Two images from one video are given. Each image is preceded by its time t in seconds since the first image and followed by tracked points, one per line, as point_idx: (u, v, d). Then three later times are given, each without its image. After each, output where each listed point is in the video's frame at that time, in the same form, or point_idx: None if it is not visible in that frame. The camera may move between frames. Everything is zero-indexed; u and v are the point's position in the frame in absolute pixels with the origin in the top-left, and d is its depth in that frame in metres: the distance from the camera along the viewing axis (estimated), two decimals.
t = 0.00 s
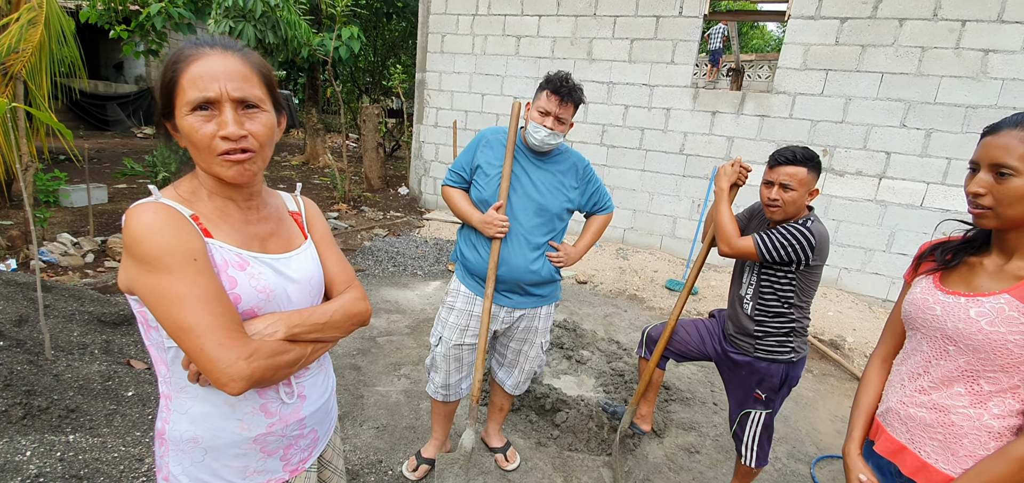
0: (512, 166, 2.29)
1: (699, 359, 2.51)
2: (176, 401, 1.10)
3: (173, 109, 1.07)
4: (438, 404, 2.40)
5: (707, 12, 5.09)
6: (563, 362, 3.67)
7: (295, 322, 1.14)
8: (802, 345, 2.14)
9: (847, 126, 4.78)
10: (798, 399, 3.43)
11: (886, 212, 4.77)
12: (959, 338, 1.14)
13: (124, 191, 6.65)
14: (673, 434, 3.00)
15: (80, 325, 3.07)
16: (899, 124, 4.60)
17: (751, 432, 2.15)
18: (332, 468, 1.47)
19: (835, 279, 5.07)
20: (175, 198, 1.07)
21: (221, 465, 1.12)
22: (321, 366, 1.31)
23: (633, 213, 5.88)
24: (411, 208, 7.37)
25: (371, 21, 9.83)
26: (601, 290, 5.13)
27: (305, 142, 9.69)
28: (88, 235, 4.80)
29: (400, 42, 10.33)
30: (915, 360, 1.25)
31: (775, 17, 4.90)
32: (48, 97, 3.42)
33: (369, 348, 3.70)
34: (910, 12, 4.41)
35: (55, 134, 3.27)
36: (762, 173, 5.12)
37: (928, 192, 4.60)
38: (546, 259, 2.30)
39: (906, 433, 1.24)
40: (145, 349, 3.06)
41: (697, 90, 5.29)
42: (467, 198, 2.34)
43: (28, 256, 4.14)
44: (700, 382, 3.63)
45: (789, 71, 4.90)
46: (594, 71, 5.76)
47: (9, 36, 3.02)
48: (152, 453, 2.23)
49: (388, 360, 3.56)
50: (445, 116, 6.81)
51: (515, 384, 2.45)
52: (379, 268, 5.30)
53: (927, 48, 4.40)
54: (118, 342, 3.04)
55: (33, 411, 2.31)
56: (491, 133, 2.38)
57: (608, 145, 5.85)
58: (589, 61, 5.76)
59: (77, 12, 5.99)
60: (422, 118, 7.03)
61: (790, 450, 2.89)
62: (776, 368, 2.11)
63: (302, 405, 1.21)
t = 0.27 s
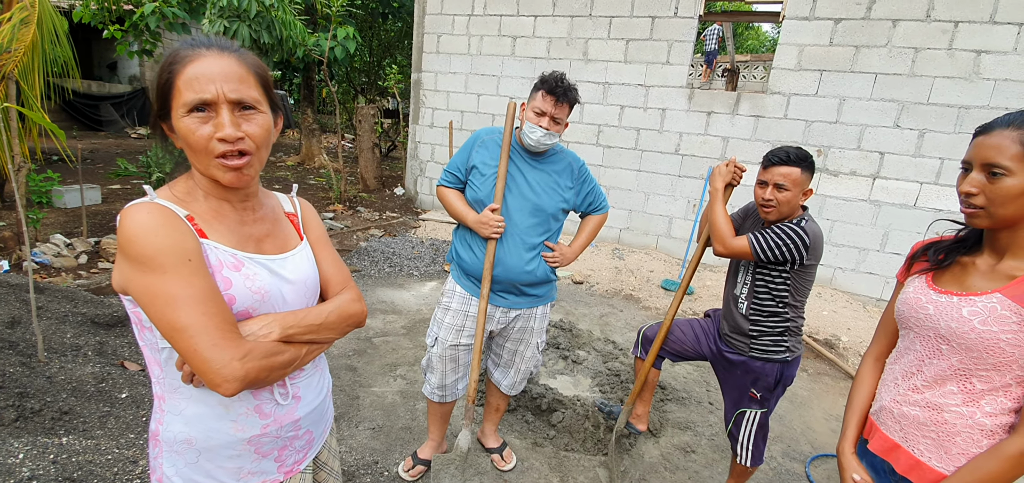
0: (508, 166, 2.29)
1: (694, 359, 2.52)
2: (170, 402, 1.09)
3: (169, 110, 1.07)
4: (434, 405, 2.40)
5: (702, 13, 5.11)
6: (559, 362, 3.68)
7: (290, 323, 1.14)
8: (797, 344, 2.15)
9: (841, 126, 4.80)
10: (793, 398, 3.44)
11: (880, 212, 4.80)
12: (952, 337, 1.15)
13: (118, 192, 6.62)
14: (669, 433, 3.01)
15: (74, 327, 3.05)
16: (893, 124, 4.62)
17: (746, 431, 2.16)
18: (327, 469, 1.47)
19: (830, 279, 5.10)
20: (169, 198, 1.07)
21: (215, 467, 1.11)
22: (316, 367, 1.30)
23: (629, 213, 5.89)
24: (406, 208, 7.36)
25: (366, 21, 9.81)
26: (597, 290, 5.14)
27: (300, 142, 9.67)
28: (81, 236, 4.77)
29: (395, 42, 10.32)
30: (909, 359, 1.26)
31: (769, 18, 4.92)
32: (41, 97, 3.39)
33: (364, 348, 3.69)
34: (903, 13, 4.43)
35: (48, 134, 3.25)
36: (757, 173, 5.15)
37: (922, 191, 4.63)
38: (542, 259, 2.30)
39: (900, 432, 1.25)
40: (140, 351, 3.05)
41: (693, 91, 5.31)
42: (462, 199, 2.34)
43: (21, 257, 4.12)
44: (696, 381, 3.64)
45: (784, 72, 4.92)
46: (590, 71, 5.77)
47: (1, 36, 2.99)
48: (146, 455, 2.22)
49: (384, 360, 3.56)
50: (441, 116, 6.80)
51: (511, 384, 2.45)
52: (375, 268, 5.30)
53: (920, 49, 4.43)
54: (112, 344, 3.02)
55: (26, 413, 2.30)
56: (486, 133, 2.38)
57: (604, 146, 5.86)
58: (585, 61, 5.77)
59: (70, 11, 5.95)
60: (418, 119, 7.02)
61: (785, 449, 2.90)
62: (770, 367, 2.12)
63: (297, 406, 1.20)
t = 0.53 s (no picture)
0: (506, 166, 2.29)
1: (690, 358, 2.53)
2: (165, 399, 1.09)
3: (180, 114, 1.05)
4: (431, 404, 2.40)
5: (698, 13, 5.13)
6: (555, 362, 3.69)
7: (287, 321, 1.14)
8: (792, 343, 2.17)
9: (836, 126, 4.83)
10: (788, 396, 3.46)
11: (875, 211, 4.83)
12: (943, 333, 1.16)
13: (113, 192, 6.59)
14: (665, 432, 3.02)
15: (68, 327, 3.04)
16: (887, 124, 4.65)
17: (741, 429, 2.18)
18: (324, 467, 1.46)
19: (825, 278, 5.13)
20: (170, 196, 1.07)
21: (210, 464, 1.11)
22: (313, 365, 1.30)
23: (625, 212, 5.90)
24: (403, 208, 7.36)
25: (362, 21, 9.80)
26: (593, 290, 5.15)
27: (296, 142, 9.64)
28: (75, 236, 4.75)
29: (392, 41, 10.31)
30: (902, 356, 1.27)
31: (764, 18, 4.94)
32: (34, 96, 3.38)
33: (361, 348, 3.69)
34: (897, 14, 4.46)
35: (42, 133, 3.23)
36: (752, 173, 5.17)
37: (915, 191, 4.66)
38: (538, 258, 2.31)
39: (893, 427, 1.26)
40: (135, 351, 3.03)
41: (689, 91, 5.33)
42: (458, 198, 2.34)
43: (14, 257, 4.09)
44: (692, 380, 3.65)
45: (779, 72, 4.95)
46: (586, 71, 5.78)
47: None
48: (142, 455, 2.22)
49: (380, 360, 3.56)
50: (437, 116, 6.80)
51: (507, 383, 2.46)
52: (372, 268, 5.29)
53: (913, 50, 4.46)
54: (107, 344, 3.01)
55: (20, 413, 2.29)
56: (483, 133, 2.38)
57: (600, 146, 5.87)
58: (581, 61, 5.78)
59: (64, 10, 5.92)
60: (414, 118, 7.02)
61: (780, 447, 2.92)
62: (766, 366, 2.13)
63: (293, 404, 1.20)
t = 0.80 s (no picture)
0: (504, 165, 2.30)
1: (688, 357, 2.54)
2: (166, 398, 1.09)
3: (167, 112, 1.07)
4: (430, 404, 2.41)
5: (696, 14, 5.14)
6: (554, 361, 3.69)
7: (289, 319, 1.14)
8: (789, 342, 2.18)
9: (834, 126, 4.84)
10: (786, 396, 3.47)
11: (872, 211, 4.84)
12: (939, 331, 1.17)
13: (111, 192, 6.59)
14: (663, 431, 3.03)
15: (66, 327, 3.03)
16: (884, 125, 4.67)
17: (739, 428, 2.19)
18: (323, 465, 1.47)
19: (822, 278, 5.14)
20: (169, 195, 1.07)
21: (212, 462, 1.11)
22: (312, 363, 1.30)
23: (624, 212, 5.91)
24: (402, 208, 7.36)
25: (361, 21, 9.79)
26: (592, 290, 5.15)
27: (295, 142, 9.64)
28: (74, 236, 4.74)
29: (390, 42, 10.31)
30: (897, 354, 1.28)
31: (762, 19, 4.95)
32: (32, 95, 3.37)
33: (360, 348, 3.69)
34: (895, 14, 4.47)
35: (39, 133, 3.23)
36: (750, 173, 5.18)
37: (912, 191, 4.68)
38: (536, 258, 2.32)
39: (889, 425, 1.27)
40: (133, 351, 3.03)
41: (687, 91, 5.34)
42: (456, 197, 2.35)
43: (12, 257, 4.09)
44: (690, 380, 3.66)
45: (776, 73, 4.96)
46: (584, 71, 5.79)
47: None
48: (140, 455, 2.22)
49: (379, 360, 3.56)
50: (436, 116, 6.80)
51: (506, 383, 2.46)
52: (370, 268, 5.29)
53: (911, 50, 4.47)
54: (105, 344, 3.01)
55: (17, 413, 2.29)
56: (481, 132, 2.39)
57: (599, 146, 5.88)
58: (580, 61, 5.78)
59: (62, 10, 5.92)
60: (413, 118, 7.02)
61: (778, 446, 2.93)
62: (763, 364, 2.14)
63: (294, 402, 1.20)
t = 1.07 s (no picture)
0: (502, 163, 2.30)
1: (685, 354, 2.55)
2: (161, 391, 1.10)
3: (172, 110, 1.06)
4: (428, 401, 2.42)
5: (695, 13, 5.15)
6: (552, 359, 3.70)
7: (282, 313, 1.15)
8: (785, 339, 2.18)
9: (832, 125, 4.85)
10: (784, 393, 3.48)
11: (870, 210, 4.85)
12: (932, 326, 1.18)
13: (110, 191, 6.59)
14: (661, 429, 3.04)
15: (65, 326, 3.04)
16: (882, 123, 4.68)
17: (736, 425, 2.19)
18: (321, 461, 1.48)
19: (821, 277, 5.16)
20: (168, 190, 1.08)
21: (207, 456, 1.12)
22: (308, 359, 1.31)
23: (622, 211, 5.92)
24: (401, 207, 7.36)
25: (360, 20, 9.80)
26: (591, 289, 5.16)
27: (294, 142, 9.65)
28: (73, 235, 4.75)
29: (389, 41, 10.32)
30: (891, 349, 1.29)
31: (760, 18, 4.96)
32: (31, 95, 3.37)
33: (358, 346, 3.70)
34: (893, 13, 4.48)
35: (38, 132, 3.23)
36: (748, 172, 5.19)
37: (910, 190, 4.69)
38: (534, 256, 2.32)
39: (882, 419, 1.27)
40: (132, 349, 3.04)
41: (686, 90, 5.34)
42: (455, 195, 2.36)
43: (12, 257, 4.09)
44: (688, 378, 3.67)
45: (775, 72, 4.97)
46: (583, 70, 5.79)
47: None
48: (138, 452, 2.23)
49: (378, 358, 3.57)
50: (435, 115, 6.80)
51: (504, 380, 2.47)
52: (369, 267, 5.30)
53: (908, 49, 4.48)
54: (103, 342, 3.01)
55: (16, 411, 2.29)
56: (479, 131, 2.40)
57: (598, 145, 5.89)
58: (579, 60, 5.79)
59: (60, 9, 5.92)
60: (412, 118, 7.02)
61: (775, 443, 2.95)
62: (759, 361, 2.15)
63: (289, 397, 1.21)
